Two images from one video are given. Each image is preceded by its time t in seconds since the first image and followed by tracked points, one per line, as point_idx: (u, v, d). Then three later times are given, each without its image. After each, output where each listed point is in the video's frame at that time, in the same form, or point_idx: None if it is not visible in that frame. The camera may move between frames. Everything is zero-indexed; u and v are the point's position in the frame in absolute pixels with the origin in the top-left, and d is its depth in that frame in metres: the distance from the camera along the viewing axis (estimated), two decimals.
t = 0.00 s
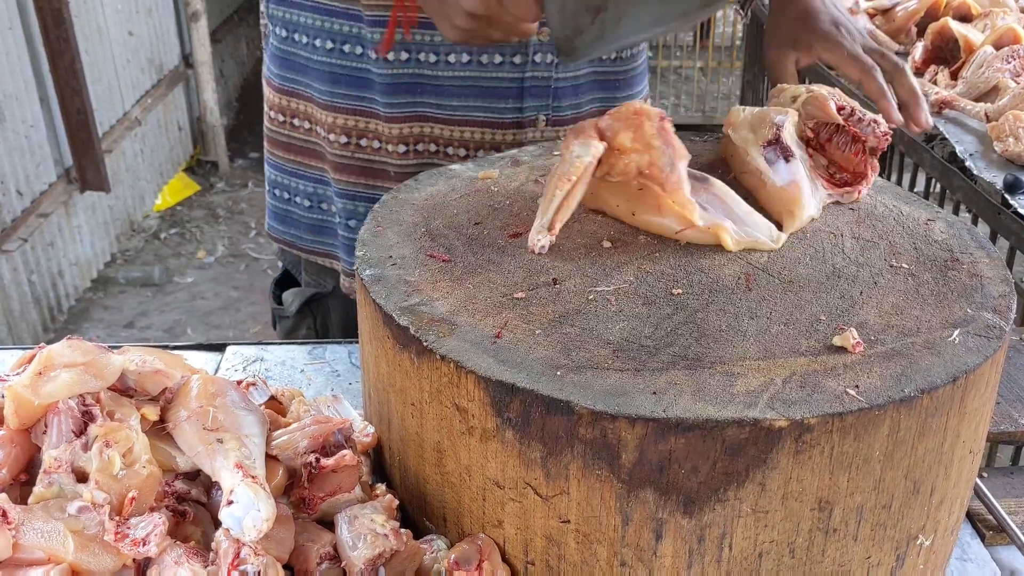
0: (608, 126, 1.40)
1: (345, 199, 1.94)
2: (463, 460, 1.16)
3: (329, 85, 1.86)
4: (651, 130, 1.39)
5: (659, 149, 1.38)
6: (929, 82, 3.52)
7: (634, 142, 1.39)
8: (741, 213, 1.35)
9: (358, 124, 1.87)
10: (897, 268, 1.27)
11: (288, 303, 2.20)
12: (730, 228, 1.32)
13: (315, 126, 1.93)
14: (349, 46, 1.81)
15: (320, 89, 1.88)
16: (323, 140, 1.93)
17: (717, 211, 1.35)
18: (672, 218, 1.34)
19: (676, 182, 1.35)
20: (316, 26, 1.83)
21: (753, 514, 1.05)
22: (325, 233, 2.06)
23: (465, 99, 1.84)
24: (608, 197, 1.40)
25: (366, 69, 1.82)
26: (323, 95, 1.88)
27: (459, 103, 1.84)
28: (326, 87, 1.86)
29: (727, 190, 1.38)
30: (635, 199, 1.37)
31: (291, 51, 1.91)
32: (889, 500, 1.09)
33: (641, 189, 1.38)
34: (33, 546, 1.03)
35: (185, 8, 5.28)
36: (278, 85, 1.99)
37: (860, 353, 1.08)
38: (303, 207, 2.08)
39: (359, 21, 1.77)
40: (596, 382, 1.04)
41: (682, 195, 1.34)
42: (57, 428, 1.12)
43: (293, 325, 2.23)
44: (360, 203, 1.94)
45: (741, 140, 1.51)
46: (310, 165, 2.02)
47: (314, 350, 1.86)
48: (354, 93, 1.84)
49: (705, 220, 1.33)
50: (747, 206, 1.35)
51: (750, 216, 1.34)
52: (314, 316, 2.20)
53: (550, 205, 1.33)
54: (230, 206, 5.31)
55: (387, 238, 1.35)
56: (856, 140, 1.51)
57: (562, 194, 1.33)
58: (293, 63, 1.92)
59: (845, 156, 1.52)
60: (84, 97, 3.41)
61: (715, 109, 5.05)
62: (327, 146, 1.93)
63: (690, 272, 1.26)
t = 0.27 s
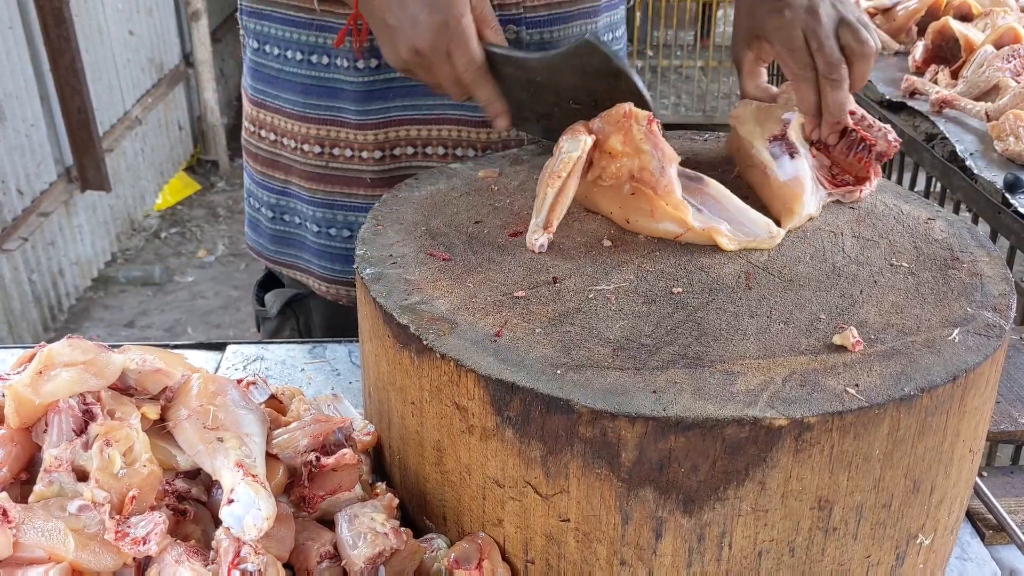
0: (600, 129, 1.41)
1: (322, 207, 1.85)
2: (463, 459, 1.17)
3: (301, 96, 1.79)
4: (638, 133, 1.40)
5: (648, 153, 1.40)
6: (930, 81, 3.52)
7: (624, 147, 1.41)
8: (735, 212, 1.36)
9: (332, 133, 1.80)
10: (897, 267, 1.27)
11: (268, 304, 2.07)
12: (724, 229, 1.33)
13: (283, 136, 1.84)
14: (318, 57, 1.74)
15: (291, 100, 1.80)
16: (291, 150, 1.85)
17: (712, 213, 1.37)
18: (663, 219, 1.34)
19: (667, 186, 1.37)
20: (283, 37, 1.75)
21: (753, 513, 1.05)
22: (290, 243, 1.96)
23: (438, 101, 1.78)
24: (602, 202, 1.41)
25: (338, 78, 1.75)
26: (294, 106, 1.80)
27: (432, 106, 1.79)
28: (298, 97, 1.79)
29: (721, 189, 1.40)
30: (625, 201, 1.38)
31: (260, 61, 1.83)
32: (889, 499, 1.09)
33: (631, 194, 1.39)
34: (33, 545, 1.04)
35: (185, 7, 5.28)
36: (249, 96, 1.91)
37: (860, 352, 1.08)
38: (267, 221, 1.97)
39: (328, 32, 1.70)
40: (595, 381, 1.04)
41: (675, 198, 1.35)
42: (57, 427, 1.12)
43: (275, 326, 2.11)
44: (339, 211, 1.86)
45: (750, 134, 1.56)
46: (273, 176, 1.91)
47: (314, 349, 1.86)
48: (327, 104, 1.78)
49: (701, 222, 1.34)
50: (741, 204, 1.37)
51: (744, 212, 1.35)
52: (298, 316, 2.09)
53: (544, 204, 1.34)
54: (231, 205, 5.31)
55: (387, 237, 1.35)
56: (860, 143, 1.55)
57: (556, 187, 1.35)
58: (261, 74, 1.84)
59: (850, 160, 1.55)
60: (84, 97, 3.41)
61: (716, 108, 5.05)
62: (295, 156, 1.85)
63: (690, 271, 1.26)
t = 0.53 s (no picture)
0: (600, 127, 1.41)
1: (318, 209, 1.84)
2: (465, 458, 1.17)
3: (289, 105, 1.78)
4: (638, 131, 1.40)
5: (648, 151, 1.40)
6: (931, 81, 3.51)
7: (623, 145, 1.41)
8: (737, 209, 1.36)
9: (319, 139, 1.78)
10: (899, 266, 1.27)
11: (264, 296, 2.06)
12: (726, 226, 1.32)
13: (275, 142, 1.84)
14: (300, 69, 1.72)
15: (280, 108, 1.80)
16: (283, 156, 1.84)
17: (713, 210, 1.37)
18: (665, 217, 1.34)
19: (667, 183, 1.36)
20: (269, 49, 1.76)
21: (755, 513, 1.05)
22: (283, 244, 1.94)
23: (421, 107, 1.73)
24: (602, 201, 1.41)
25: (320, 88, 1.73)
26: (283, 114, 1.80)
27: (415, 112, 1.73)
28: (286, 105, 1.79)
29: (723, 187, 1.40)
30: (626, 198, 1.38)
31: (251, 70, 1.84)
32: (891, 498, 1.09)
33: (631, 191, 1.38)
34: (36, 543, 1.04)
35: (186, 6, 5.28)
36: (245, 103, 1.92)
37: (863, 351, 1.08)
38: (270, 222, 1.95)
39: (307, 45, 1.69)
40: (597, 380, 1.04)
41: (676, 194, 1.34)
42: (60, 425, 1.12)
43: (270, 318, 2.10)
44: (334, 212, 1.84)
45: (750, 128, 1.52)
46: (265, 179, 1.90)
47: (316, 348, 1.86)
48: (313, 113, 1.76)
49: (702, 219, 1.34)
50: (744, 201, 1.36)
51: (747, 209, 1.35)
52: (294, 309, 2.06)
53: (545, 203, 1.33)
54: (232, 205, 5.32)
55: (390, 237, 1.35)
56: (861, 144, 1.56)
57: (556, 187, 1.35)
58: (252, 82, 1.86)
59: (848, 160, 1.56)
60: (85, 96, 3.41)
61: (717, 108, 5.05)
62: (287, 161, 1.84)
63: (692, 270, 1.26)
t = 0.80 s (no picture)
0: (604, 128, 1.42)
1: (355, 206, 1.84)
2: (467, 457, 1.17)
3: (326, 100, 1.79)
4: (641, 132, 1.40)
5: (652, 151, 1.40)
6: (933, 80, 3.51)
7: (627, 145, 1.41)
8: (741, 208, 1.35)
9: (359, 134, 1.78)
10: (901, 265, 1.27)
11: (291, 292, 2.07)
12: (730, 226, 1.33)
13: (311, 138, 1.84)
14: (342, 64, 1.73)
15: (317, 104, 1.81)
16: (319, 152, 1.84)
17: (717, 210, 1.37)
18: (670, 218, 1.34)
19: (671, 185, 1.36)
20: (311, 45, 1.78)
21: (757, 511, 1.05)
22: (316, 241, 1.92)
23: (466, 102, 1.75)
24: (605, 202, 1.41)
25: (362, 83, 1.74)
26: (320, 110, 1.80)
27: (459, 108, 1.75)
28: (323, 100, 1.79)
29: (726, 186, 1.40)
30: (631, 200, 1.38)
31: (291, 67, 1.86)
32: (893, 497, 1.09)
33: (635, 192, 1.38)
34: (39, 541, 1.04)
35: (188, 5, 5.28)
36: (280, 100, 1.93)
37: (865, 350, 1.08)
38: (303, 219, 1.93)
39: (350, 39, 1.70)
40: (600, 378, 1.04)
41: (681, 196, 1.34)
42: (63, 423, 1.12)
43: (298, 314, 2.11)
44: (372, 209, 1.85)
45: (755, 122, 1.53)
46: (300, 175, 1.90)
47: (318, 347, 1.86)
48: (351, 108, 1.77)
49: (706, 219, 1.34)
50: (747, 200, 1.36)
51: (750, 209, 1.35)
52: (321, 305, 2.07)
53: (548, 203, 1.33)
54: (233, 204, 5.32)
55: (392, 235, 1.35)
56: (862, 140, 1.55)
57: (559, 187, 1.34)
58: (291, 78, 1.87)
59: (850, 156, 1.55)
60: (87, 95, 3.42)
61: (719, 107, 5.05)
62: (323, 156, 1.84)
63: (693, 269, 1.26)
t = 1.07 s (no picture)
0: (606, 128, 1.42)
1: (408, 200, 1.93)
2: (469, 455, 1.17)
3: (387, 92, 1.85)
4: (643, 132, 1.40)
5: (654, 151, 1.40)
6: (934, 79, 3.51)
7: (629, 145, 1.41)
8: (742, 209, 1.36)
9: (420, 130, 1.87)
10: (902, 264, 1.27)
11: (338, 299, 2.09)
12: (731, 226, 1.33)
13: (371, 132, 1.91)
14: (406, 54, 1.79)
15: (379, 97, 1.87)
16: (376, 146, 1.92)
17: (718, 211, 1.37)
18: (672, 216, 1.34)
19: (673, 184, 1.37)
20: (376, 34, 1.83)
21: (758, 510, 1.05)
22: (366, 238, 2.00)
23: (528, 94, 1.86)
24: (607, 201, 1.41)
25: (426, 76, 1.81)
26: (382, 104, 1.87)
27: (522, 99, 1.86)
28: (385, 94, 1.86)
29: (727, 186, 1.40)
30: (633, 200, 1.38)
31: (348, 57, 1.91)
32: (895, 496, 1.09)
33: (637, 192, 1.39)
34: (41, 540, 1.04)
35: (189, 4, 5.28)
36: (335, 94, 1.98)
37: (865, 349, 1.08)
38: (350, 214, 2.01)
39: (418, 29, 1.76)
40: (601, 377, 1.04)
41: (682, 197, 1.35)
42: (65, 422, 1.12)
43: (339, 321, 2.13)
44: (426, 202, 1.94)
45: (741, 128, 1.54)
46: (353, 172, 1.97)
47: (319, 346, 1.86)
48: (413, 101, 1.84)
49: (707, 219, 1.34)
50: (748, 201, 1.36)
51: (752, 209, 1.35)
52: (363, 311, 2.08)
53: (549, 201, 1.33)
54: (234, 203, 5.32)
55: (393, 234, 1.35)
56: (858, 139, 1.52)
57: (561, 186, 1.34)
58: (349, 69, 1.92)
59: (845, 156, 1.53)
60: (89, 94, 3.42)
61: (719, 106, 5.05)
62: (381, 151, 1.92)
63: (695, 268, 1.26)
